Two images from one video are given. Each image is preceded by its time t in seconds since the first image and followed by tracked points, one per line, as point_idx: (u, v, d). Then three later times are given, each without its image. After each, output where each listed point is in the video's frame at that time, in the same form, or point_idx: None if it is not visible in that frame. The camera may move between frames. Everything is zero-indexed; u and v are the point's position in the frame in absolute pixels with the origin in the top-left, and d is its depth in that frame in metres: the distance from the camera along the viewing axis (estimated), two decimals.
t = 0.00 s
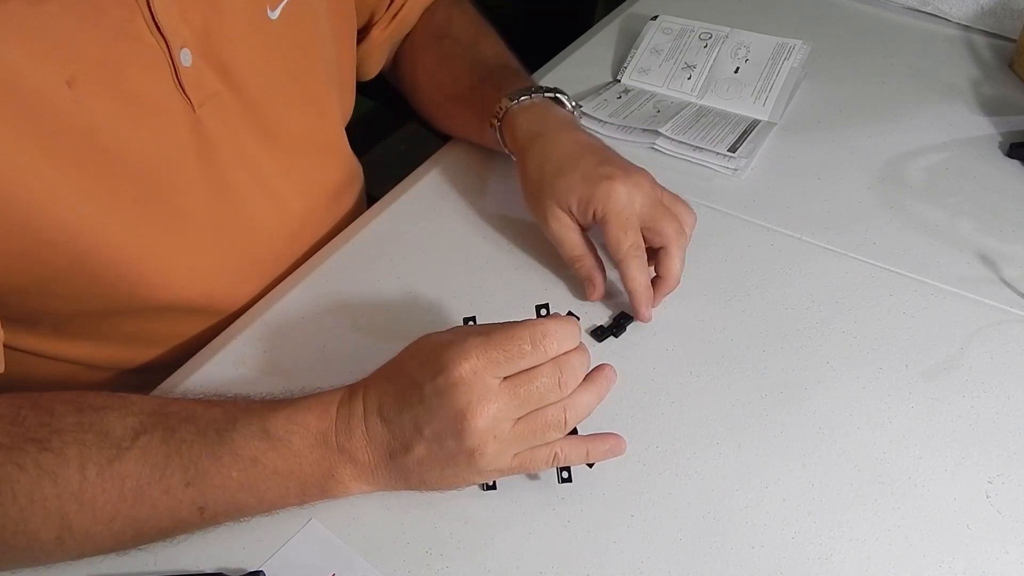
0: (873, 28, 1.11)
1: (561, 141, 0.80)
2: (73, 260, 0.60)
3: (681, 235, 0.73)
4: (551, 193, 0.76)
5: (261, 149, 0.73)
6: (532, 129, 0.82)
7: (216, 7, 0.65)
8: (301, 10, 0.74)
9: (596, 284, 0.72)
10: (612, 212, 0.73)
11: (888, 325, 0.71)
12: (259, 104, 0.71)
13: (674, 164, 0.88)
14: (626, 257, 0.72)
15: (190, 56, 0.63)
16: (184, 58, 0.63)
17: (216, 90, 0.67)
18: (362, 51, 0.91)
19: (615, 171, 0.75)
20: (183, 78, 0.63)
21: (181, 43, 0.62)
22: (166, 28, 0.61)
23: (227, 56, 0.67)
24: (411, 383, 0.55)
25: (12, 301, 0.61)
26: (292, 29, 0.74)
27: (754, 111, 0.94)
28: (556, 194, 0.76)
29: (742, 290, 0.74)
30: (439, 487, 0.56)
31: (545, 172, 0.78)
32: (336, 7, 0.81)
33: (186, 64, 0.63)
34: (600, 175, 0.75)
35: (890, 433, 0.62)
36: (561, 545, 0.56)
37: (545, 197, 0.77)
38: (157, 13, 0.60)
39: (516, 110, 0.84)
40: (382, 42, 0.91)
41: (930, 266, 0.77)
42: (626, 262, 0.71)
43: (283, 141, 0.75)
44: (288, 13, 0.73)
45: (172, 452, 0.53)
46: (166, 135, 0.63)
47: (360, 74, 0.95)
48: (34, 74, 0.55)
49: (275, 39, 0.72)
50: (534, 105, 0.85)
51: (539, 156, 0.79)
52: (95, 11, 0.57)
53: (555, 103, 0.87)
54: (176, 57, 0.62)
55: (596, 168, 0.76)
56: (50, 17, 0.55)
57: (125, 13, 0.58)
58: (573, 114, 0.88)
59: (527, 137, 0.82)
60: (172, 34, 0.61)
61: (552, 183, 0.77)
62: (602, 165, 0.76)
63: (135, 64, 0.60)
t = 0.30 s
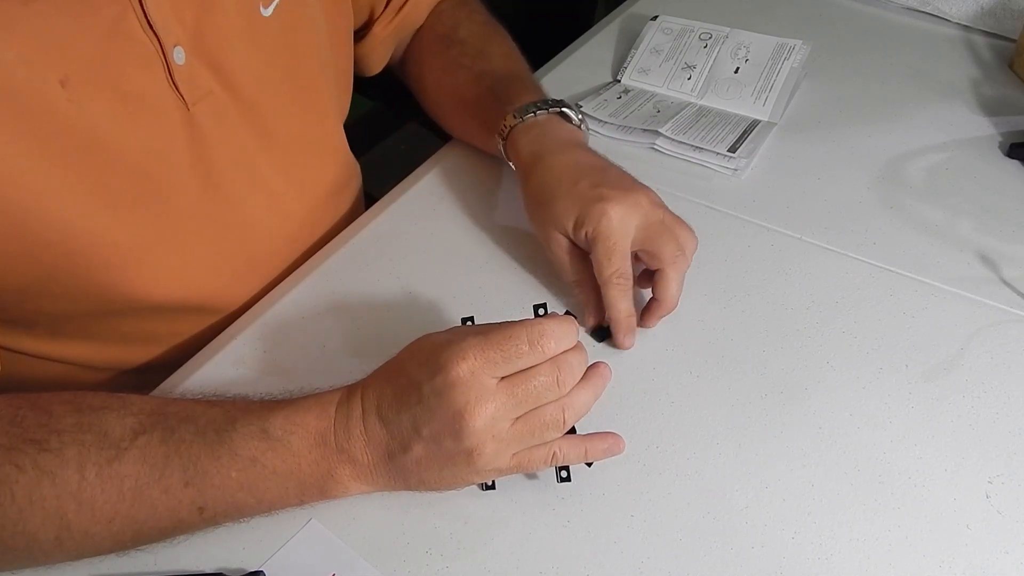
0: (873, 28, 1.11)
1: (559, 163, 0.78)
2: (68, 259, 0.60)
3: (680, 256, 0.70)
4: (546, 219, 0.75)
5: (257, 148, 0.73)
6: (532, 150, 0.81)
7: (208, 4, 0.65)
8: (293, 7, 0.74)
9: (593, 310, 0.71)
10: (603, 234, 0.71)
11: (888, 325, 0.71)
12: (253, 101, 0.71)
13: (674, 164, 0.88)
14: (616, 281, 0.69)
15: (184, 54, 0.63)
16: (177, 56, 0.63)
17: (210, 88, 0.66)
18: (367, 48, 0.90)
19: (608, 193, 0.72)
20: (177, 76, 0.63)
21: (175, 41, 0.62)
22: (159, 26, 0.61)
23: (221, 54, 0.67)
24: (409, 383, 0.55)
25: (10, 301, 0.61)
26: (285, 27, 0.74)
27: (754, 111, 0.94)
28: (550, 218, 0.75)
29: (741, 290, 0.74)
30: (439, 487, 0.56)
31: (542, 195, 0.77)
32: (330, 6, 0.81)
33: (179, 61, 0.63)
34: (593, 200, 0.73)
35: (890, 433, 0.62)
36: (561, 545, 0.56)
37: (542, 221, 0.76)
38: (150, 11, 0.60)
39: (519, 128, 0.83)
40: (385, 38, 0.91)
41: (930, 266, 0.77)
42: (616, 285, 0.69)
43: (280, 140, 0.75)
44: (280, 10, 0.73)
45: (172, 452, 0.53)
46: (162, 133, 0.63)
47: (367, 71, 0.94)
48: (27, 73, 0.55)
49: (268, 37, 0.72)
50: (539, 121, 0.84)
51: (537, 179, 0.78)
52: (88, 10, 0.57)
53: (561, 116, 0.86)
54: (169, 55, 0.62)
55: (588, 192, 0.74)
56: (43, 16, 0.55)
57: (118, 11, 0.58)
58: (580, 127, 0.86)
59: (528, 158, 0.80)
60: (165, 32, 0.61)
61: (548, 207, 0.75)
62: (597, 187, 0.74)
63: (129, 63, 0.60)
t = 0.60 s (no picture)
0: (873, 28, 1.11)
1: (555, 169, 0.78)
2: (69, 259, 0.60)
3: (672, 259, 0.70)
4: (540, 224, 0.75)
5: (258, 148, 0.72)
6: (530, 157, 0.81)
7: (210, 4, 0.65)
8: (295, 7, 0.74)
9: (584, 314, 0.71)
10: (597, 238, 0.70)
11: (888, 326, 0.71)
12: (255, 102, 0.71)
13: (674, 164, 0.88)
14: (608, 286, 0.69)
15: (186, 54, 0.63)
16: (180, 57, 0.63)
17: (212, 88, 0.66)
18: (369, 50, 0.90)
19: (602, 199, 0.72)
20: (180, 76, 0.63)
21: (177, 41, 0.62)
22: (161, 27, 0.61)
23: (223, 54, 0.67)
24: (410, 384, 0.55)
25: (10, 301, 0.61)
26: (287, 27, 0.74)
27: (754, 111, 0.94)
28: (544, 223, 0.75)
29: (741, 290, 0.74)
30: (439, 487, 0.56)
31: (538, 202, 0.77)
32: (331, 6, 0.81)
33: (181, 61, 0.63)
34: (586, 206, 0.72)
35: (891, 433, 0.62)
36: (561, 545, 0.56)
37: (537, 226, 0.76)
38: (152, 11, 0.60)
39: (518, 135, 0.83)
40: (387, 39, 0.91)
41: (931, 266, 0.77)
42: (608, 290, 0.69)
43: (281, 140, 0.75)
44: (283, 10, 0.73)
45: (172, 452, 0.53)
46: (163, 133, 0.63)
47: (370, 73, 0.94)
48: (27, 73, 0.55)
49: (269, 38, 0.72)
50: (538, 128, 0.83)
51: (534, 184, 0.78)
52: (89, 10, 0.57)
53: (560, 123, 0.85)
54: (171, 55, 0.62)
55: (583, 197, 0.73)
56: (44, 16, 0.55)
57: (119, 11, 0.58)
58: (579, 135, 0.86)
59: (525, 164, 0.81)
60: (167, 32, 0.61)
61: (543, 213, 0.75)
62: (592, 191, 0.74)
63: (130, 62, 0.60)
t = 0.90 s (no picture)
0: (873, 28, 1.11)
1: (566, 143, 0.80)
2: (72, 260, 0.60)
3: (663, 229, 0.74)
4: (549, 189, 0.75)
5: (261, 149, 0.73)
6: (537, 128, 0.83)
7: (213, 6, 0.65)
8: (297, 8, 0.74)
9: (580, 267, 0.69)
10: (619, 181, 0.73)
11: (889, 325, 0.71)
12: (258, 104, 0.71)
13: (674, 164, 0.88)
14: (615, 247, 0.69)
15: (189, 56, 0.64)
16: (183, 58, 0.63)
17: (214, 90, 0.67)
18: (365, 53, 0.91)
19: (621, 175, 0.74)
20: (183, 78, 0.63)
21: (180, 43, 0.63)
22: (166, 29, 0.61)
23: (226, 56, 0.67)
24: (409, 384, 0.55)
25: (12, 302, 0.61)
26: (289, 28, 0.74)
27: (754, 111, 0.94)
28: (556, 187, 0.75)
29: (741, 290, 0.74)
30: (440, 488, 0.56)
31: (550, 155, 0.78)
32: (333, 8, 0.82)
33: (185, 64, 0.63)
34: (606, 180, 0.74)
35: (891, 433, 0.62)
36: (561, 545, 0.56)
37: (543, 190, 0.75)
38: (156, 14, 0.60)
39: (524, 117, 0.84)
40: (383, 44, 0.91)
41: (931, 266, 0.77)
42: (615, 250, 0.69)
43: (283, 140, 0.75)
44: (285, 12, 0.73)
45: (173, 452, 0.53)
46: (166, 134, 0.63)
47: (365, 77, 0.95)
48: (31, 73, 0.55)
49: (272, 39, 0.72)
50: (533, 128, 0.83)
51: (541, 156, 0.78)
52: (92, 12, 0.57)
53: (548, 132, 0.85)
54: (175, 57, 0.62)
55: (600, 172, 0.75)
56: (48, 17, 0.55)
57: (122, 13, 0.59)
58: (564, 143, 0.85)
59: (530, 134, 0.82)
60: (171, 33, 0.61)
61: (558, 161, 0.77)
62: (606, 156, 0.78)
63: (133, 64, 0.60)
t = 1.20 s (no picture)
0: (873, 28, 1.11)
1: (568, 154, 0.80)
2: (72, 260, 0.60)
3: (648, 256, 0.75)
4: (551, 188, 0.74)
5: (261, 151, 0.73)
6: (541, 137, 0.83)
7: (213, 8, 0.65)
8: (298, 10, 0.74)
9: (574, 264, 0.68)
10: (623, 200, 0.74)
11: (889, 325, 0.71)
12: (258, 106, 0.71)
13: (674, 164, 0.88)
14: (613, 254, 0.69)
15: (190, 58, 0.64)
16: (184, 60, 0.63)
17: (215, 92, 0.67)
18: (363, 56, 0.91)
19: (625, 195, 0.74)
20: (183, 80, 0.63)
21: (181, 45, 0.63)
22: (166, 31, 0.61)
23: (227, 58, 0.67)
24: (408, 384, 0.55)
25: (12, 302, 0.61)
26: (289, 30, 0.74)
27: (754, 111, 0.94)
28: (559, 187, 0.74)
29: (741, 290, 0.74)
30: (439, 488, 0.56)
31: (555, 160, 0.78)
32: (334, 9, 0.82)
33: (185, 65, 0.63)
34: (610, 194, 0.74)
35: (891, 434, 0.62)
36: (561, 545, 0.56)
37: (545, 188, 0.75)
38: (157, 16, 0.60)
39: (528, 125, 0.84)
40: (381, 48, 0.92)
41: (930, 266, 0.77)
42: (612, 257, 0.68)
43: (283, 142, 0.75)
44: (286, 13, 0.73)
45: (172, 453, 0.53)
46: (166, 136, 0.63)
47: (362, 79, 0.95)
48: (31, 74, 0.55)
49: (272, 40, 0.72)
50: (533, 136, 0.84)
51: (545, 157, 0.78)
52: (93, 13, 0.57)
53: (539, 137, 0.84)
54: (176, 59, 0.62)
55: (604, 185, 0.75)
56: (50, 18, 0.55)
57: (122, 14, 0.59)
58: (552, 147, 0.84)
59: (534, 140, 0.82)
60: (171, 35, 0.62)
61: (564, 166, 0.76)
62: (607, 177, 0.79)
63: (134, 65, 0.60)
